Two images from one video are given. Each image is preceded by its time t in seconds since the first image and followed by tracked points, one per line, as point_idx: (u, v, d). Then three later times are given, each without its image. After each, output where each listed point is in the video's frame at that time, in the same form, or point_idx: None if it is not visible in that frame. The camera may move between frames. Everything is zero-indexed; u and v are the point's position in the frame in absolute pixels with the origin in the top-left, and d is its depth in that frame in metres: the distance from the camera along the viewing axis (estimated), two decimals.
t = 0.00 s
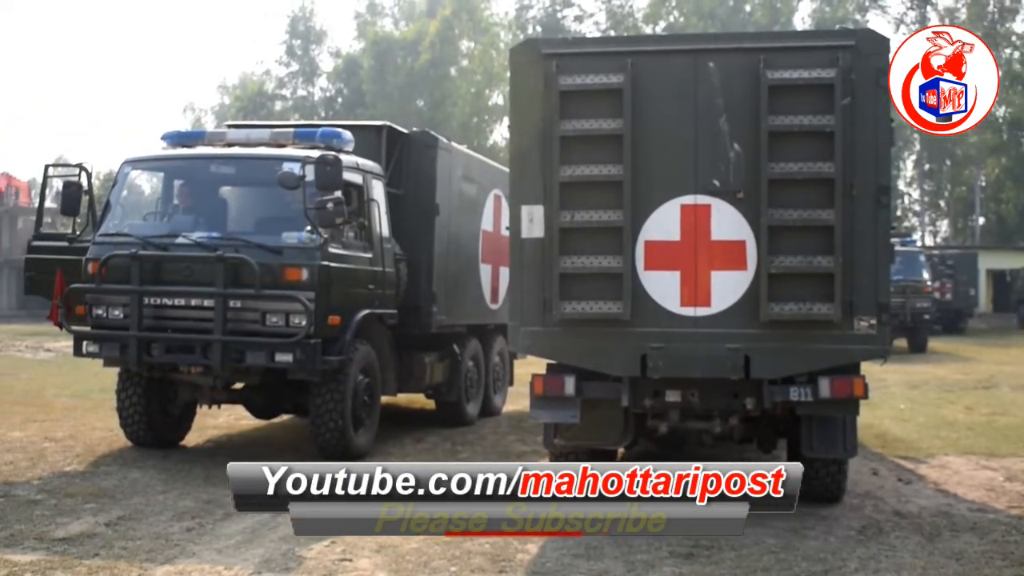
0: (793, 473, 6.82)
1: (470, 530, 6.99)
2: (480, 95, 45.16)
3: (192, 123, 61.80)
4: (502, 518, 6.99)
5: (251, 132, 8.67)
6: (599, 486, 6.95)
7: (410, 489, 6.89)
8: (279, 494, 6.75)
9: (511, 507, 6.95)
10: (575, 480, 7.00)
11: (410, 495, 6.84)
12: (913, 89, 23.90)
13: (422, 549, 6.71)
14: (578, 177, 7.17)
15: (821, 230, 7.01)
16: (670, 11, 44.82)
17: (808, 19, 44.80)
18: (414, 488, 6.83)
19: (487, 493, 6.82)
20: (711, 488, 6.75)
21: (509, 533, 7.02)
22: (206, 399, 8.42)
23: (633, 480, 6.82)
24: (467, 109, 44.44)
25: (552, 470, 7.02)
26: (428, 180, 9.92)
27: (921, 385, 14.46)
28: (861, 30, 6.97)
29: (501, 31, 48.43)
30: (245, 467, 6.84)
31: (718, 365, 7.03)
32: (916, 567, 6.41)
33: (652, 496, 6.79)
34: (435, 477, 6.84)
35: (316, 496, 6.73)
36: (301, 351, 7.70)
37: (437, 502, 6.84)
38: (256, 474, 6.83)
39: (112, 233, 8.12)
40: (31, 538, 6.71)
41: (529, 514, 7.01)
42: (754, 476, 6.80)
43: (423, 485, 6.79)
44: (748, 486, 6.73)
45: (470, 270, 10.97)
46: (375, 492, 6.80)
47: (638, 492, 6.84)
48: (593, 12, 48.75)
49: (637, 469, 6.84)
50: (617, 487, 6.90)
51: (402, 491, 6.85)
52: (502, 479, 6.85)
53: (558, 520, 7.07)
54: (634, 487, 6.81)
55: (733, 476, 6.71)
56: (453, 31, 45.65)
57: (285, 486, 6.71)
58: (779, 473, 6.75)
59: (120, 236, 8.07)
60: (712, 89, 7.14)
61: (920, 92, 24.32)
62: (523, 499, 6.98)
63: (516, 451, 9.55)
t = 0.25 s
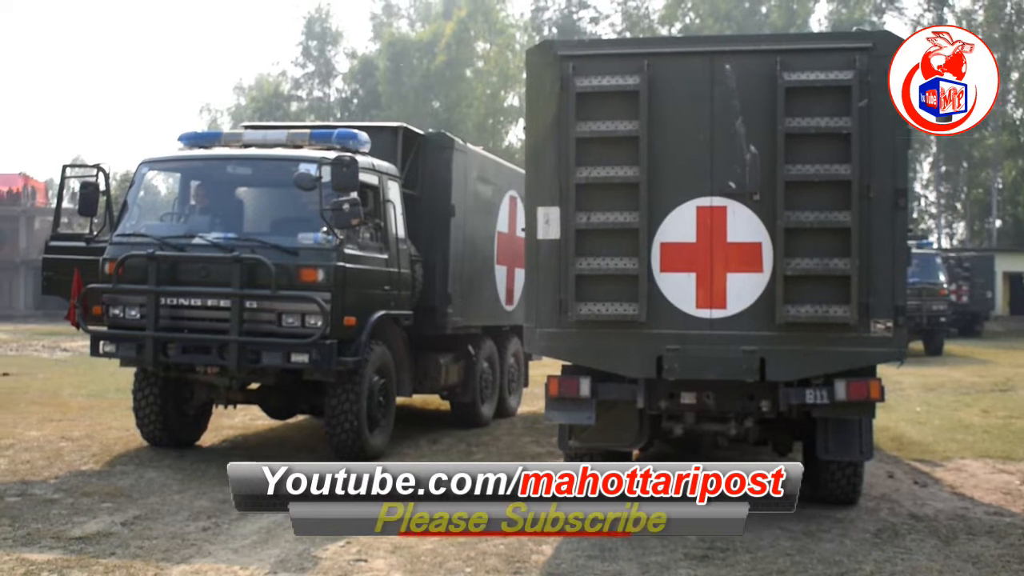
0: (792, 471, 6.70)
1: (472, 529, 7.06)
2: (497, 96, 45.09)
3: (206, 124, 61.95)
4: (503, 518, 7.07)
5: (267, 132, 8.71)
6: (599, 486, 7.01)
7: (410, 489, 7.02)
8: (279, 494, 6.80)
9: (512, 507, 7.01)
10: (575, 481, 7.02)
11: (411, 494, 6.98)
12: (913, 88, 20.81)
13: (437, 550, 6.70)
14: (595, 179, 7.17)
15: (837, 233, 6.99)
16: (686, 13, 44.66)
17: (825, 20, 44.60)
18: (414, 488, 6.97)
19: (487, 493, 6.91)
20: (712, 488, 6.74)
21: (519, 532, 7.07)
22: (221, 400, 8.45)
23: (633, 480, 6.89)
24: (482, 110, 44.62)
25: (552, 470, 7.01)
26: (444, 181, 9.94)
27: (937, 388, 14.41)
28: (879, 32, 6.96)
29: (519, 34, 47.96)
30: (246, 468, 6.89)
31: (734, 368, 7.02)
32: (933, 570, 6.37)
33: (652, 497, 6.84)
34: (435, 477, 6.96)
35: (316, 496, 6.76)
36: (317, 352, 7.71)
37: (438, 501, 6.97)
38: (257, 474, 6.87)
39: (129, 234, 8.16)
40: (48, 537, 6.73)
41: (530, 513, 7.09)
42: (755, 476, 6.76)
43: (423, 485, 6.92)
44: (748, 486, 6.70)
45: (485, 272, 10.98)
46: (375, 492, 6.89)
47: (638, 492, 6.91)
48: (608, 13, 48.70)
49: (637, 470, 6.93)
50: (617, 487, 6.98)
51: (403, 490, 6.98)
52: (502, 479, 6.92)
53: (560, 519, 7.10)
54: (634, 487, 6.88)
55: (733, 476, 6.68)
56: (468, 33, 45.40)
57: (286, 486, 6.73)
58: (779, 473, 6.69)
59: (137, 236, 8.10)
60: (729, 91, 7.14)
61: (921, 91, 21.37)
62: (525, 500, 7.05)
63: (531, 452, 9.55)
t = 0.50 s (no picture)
0: (791, 471, 6.89)
1: (473, 530, 7.09)
2: (508, 97, 44.66)
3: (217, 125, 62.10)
4: (502, 517, 7.11)
5: (279, 135, 8.74)
6: (599, 486, 7.23)
7: (410, 489, 7.16)
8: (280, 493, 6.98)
9: (511, 507, 7.15)
10: (575, 480, 7.23)
11: (411, 494, 7.13)
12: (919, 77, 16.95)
13: (448, 550, 6.69)
14: (605, 179, 7.17)
15: (849, 233, 6.97)
16: (696, 14, 44.68)
17: (836, 19, 44.51)
18: (414, 488, 7.12)
19: (487, 492, 7.07)
20: (712, 488, 6.90)
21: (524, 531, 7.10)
22: (233, 401, 8.47)
23: (633, 480, 7.09)
24: (491, 111, 44.42)
25: (552, 470, 7.21)
26: (454, 182, 9.95)
27: (948, 389, 14.38)
28: (891, 32, 6.95)
29: (529, 34, 48.26)
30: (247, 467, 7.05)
31: (745, 369, 7.02)
32: (945, 571, 6.35)
33: (652, 497, 7.01)
34: (436, 478, 7.12)
35: (316, 496, 6.93)
36: (328, 353, 7.73)
37: (438, 501, 7.13)
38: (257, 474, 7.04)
39: (140, 235, 8.19)
40: (60, 537, 6.76)
41: (530, 513, 7.16)
42: (754, 476, 6.95)
43: (423, 485, 7.09)
44: (748, 485, 6.89)
45: (496, 273, 10.99)
46: (376, 492, 7.05)
47: (638, 492, 7.10)
48: (618, 14, 48.66)
49: (637, 470, 7.11)
50: (617, 487, 7.19)
51: (402, 491, 7.14)
52: (502, 479, 7.10)
53: (560, 519, 7.20)
54: (634, 487, 7.08)
55: (733, 476, 6.86)
56: (479, 33, 45.57)
57: (286, 486, 6.89)
58: (779, 473, 6.89)
59: (148, 238, 8.12)
60: (740, 91, 7.14)
61: (925, 86, 17.73)
62: (525, 499, 7.20)
63: (541, 453, 9.56)
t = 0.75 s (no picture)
0: (790, 471, 7.07)
1: (472, 530, 7.14)
2: (519, 99, 44.56)
3: (229, 126, 61.81)
4: (503, 517, 7.22)
5: (290, 136, 8.73)
6: (599, 486, 7.45)
7: (410, 489, 7.46)
8: (281, 492, 7.28)
9: (511, 507, 7.32)
10: (575, 480, 7.44)
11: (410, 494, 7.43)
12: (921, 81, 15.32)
13: (459, 551, 6.68)
14: (617, 181, 7.16)
15: (861, 235, 6.96)
16: (707, 15, 44.66)
17: (847, 21, 44.43)
18: (414, 488, 7.43)
19: (487, 492, 7.39)
20: (711, 488, 7.08)
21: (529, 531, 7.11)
22: (244, 401, 8.49)
23: (633, 480, 7.36)
24: (502, 114, 44.28)
25: (552, 471, 7.44)
26: (466, 184, 9.96)
27: (961, 392, 14.33)
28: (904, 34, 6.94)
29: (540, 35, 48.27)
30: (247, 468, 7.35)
31: (756, 370, 7.01)
32: (957, 574, 6.32)
33: (651, 496, 7.26)
34: (435, 478, 7.44)
35: (316, 496, 7.17)
36: (339, 354, 7.74)
37: (438, 501, 7.41)
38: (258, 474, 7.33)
39: (153, 236, 8.21)
40: (73, 537, 6.78)
41: (530, 513, 7.29)
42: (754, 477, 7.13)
43: (423, 484, 7.40)
44: (748, 485, 7.06)
45: (507, 274, 10.99)
46: (376, 491, 7.34)
47: (637, 492, 7.36)
48: (629, 15, 48.63)
49: (636, 470, 7.38)
50: (617, 487, 7.43)
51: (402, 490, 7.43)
52: (502, 479, 7.41)
53: (560, 519, 7.26)
54: (634, 487, 7.34)
55: (733, 476, 7.06)
56: (490, 34, 45.40)
57: (286, 486, 7.16)
58: (779, 473, 7.07)
59: (160, 238, 8.15)
60: (752, 93, 7.13)
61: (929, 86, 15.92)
62: (525, 500, 7.40)
63: (552, 454, 9.55)
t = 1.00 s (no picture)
0: (790, 471, 7.08)
1: (472, 530, 7.16)
2: (519, 100, 44.78)
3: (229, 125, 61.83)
4: (503, 517, 7.23)
5: (292, 135, 8.73)
6: (599, 486, 7.45)
7: (410, 489, 7.53)
8: (281, 492, 7.33)
9: (511, 507, 7.34)
10: (574, 480, 7.44)
11: (410, 494, 7.49)
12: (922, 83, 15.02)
13: (457, 552, 6.68)
14: (618, 182, 7.17)
15: (861, 239, 6.97)
16: (710, 17, 44.75)
17: (849, 24, 44.50)
18: (414, 488, 7.50)
19: (487, 492, 7.44)
20: (711, 488, 7.08)
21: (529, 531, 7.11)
22: (244, 401, 8.49)
23: (633, 480, 7.37)
24: (505, 114, 44.52)
25: (552, 471, 7.45)
26: (466, 184, 9.96)
27: (960, 396, 14.34)
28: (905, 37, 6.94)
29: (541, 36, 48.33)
30: (248, 467, 7.38)
31: (757, 373, 7.01)
32: None
33: (651, 496, 7.27)
34: (435, 478, 7.53)
35: (315, 496, 7.23)
36: (339, 353, 7.74)
37: (438, 501, 7.50)
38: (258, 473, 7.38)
39: (153, 235, 8.21)
40: (71, 535, 6.77)
41: (530, 513, 7.29)
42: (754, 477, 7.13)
43: (423, 484, 7.49)
44: (748, 485, 7.07)
45: (507, 275, 10.99)
46: (376, 491, 7.37)
47: (637, 492, 7.36)
48: (632, 17, 48.68)
49: (636, 470, 7.39)
50: (617, 487, 7.43)
51: (402, 490, 7.48)
52: (502, 479, 7.46)
53: (559, 519, 7.25)
54: (634, 487, 7.35)
55: (733, 476, 7.07)
56: (491, 35, 45.41)
57: (286, 486, 7.22)
58: (779, 473, 7.08)
59: (161, 237, 8.15)
60: (754, 95, 7.13)
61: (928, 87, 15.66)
62: (525, 500, 7.42)
63: (552, 455, 9.55)
